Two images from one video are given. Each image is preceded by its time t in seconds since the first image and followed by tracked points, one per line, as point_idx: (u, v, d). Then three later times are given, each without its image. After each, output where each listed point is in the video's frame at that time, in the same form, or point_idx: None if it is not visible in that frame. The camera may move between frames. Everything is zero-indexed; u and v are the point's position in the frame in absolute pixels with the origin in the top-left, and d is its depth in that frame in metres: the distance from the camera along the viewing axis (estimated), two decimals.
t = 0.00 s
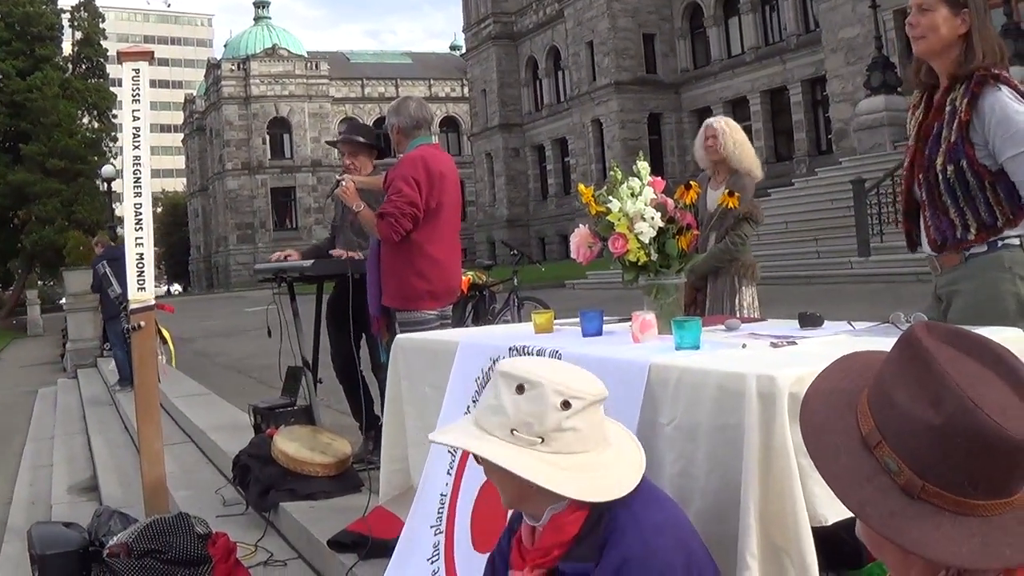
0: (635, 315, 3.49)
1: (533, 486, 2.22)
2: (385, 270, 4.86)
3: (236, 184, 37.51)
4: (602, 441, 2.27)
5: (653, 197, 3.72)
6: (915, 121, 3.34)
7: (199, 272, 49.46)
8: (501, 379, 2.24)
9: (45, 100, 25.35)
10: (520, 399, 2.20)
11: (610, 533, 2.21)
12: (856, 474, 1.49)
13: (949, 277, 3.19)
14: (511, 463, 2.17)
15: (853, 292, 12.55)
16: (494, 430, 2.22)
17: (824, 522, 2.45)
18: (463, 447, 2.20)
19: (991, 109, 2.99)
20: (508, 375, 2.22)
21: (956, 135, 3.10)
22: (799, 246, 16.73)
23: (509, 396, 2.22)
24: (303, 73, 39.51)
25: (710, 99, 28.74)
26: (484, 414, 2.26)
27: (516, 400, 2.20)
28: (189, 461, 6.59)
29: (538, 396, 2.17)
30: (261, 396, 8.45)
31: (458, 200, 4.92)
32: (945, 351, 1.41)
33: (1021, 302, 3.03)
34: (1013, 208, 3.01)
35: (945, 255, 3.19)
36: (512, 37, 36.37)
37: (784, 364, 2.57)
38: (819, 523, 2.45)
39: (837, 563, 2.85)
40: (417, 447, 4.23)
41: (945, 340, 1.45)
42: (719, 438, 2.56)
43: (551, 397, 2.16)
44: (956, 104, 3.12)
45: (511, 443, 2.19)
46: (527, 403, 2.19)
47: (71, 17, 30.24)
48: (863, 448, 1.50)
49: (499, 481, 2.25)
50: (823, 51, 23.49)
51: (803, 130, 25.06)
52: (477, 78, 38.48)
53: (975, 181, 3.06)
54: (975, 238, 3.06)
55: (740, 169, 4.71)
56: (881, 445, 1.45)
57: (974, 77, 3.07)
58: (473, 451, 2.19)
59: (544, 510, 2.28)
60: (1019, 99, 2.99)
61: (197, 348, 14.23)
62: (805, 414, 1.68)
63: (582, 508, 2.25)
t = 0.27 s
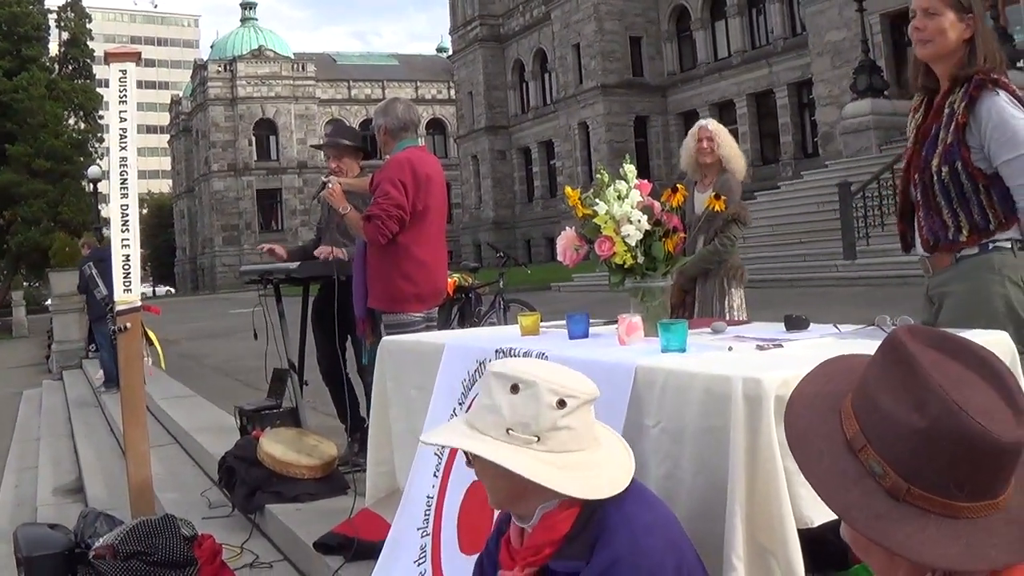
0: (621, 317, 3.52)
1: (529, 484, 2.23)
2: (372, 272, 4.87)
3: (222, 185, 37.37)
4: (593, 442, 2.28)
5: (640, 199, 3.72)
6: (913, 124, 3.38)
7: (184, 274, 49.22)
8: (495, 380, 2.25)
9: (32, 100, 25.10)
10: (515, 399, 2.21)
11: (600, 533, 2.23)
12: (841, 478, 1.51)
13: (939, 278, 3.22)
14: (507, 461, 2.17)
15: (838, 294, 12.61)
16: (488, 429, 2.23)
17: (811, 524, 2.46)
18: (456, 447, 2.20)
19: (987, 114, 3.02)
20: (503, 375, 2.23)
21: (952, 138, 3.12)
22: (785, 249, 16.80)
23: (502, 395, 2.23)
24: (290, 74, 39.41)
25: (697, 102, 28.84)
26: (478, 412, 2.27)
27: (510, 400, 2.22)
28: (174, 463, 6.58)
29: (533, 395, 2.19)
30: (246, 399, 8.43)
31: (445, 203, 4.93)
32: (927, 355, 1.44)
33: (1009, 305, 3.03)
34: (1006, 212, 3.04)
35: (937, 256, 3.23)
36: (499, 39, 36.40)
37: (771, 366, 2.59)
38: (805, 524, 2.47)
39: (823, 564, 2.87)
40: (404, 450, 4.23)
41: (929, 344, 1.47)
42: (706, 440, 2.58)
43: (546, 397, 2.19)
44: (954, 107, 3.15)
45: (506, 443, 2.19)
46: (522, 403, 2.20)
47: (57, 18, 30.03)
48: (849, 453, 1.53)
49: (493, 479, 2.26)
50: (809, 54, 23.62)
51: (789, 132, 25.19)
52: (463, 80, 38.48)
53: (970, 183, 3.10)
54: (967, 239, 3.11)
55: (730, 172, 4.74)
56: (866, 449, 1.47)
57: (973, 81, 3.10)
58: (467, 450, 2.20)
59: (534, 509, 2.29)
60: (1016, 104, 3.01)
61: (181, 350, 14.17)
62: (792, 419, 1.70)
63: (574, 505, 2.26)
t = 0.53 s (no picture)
0: (610, 322, 3.54)
1: (531, 485, 2.25)
2: (360, 276, 4.88)
3: (210, 189, 37.29)
4: (586, 447, 2.33)
5: (629, 204, 3.74)
6: (921, 128, 3.40)
7: (172, 278, 49.04)
8: (496, 379, 2.26)
9: (20, 104, 24.82)
10: (522, 397, 2.23)
11: (589, 535, 2.25)
12: (830, 485, 1.54)
13: (942, 280, 3.25)
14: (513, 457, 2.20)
15: (825, 299, 12.68)
16: (495, 428, 2.21)
17: (798, 528, 2.50)
18: (457, 444, 2.19)
19: (995, 118, 3.05)
20: (506, 376, 2.25)
21: (960, 142, 3.15)
22: (773, 253, 16.87)
23: (508, 393, 2.24)
24: (278, 78, 39.35)
25: (685, 107, 28.96)
26: (478, 413, 2.25)
27: (518, 398, 2.23)
28: (162, 467, 6.56)
29: (542, 393, 2.24)
30: (234, 403, 8.42)
31: (433, 209, 4.95)
32: (913, 361, 1.46)
33: (1010, 308, 3.08)
34: (1010, 216, 3.07)
35: (940, 257, 3.25)
36: (487, 44, 36.45)
37: (758, 372, 2.62)
38: (794, 528, 2.50)
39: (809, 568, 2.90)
40: (392, 454, 4.24)
41: (911, 348, 1.50)
42: (694, 445, 2.61)
43: (554, 396, 2.26)
44: (962, 111, 3.18)
45: (514, 440, 2.20)
46: (531, 402, 2.23)
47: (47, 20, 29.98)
48: (836, 459, 1.56)
49: (493, 479, 2.26)
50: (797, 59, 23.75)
51: (777, 138, 25.33)
52: (452, 85, 38.55)
53: (975, 185, 3.12)
54: (971, 241, 3.13)
55: (718, 177, 4.77)
56: (852, 456, 1.50)
57: (982, 86, 3.13)
58: (476, 446, 2.18)
59: (524, 513, 2.31)
60: None
61: (168, 354, 14.13)
62: (778, 428, 1.73)
63: (567, 504, 2.30)
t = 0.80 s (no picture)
0: (599, 327, 3.56)
1: (526, 491, 2.27)
2: (350, 280, 4.88)
3: (199, 194, 37.24)
4: (577, 453, 2.34)
5: (618, 210, 3.76)
6: (931, 133, 3.47)
7: (161, 283, 48.91)
8: (488, 383, 2.27)
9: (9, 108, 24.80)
10: (519, 402, 2.24)
11: (580, 541, 2.26)
12: (820, 495, 1.55)
13: (960, 282, 3.33)
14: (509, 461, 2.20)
15: (814, 304, 12.73)
16: (494, 434, 2.22)
17: (787, 532, 2.51)
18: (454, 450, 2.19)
19: (1002, 122, 3.13)
20: (502, 381, 2.25)
21: (970, 146, 3.23)
22: (762, 258, 16.94)
23: (504, 399, 2.24)
24: (267, 82, 39.31)
25: (675, 111, 29.06)
26: (474, 418, 2.25)
27: (515, 403, 2.24)
28: (152, 472, 6.55)
29: (538, 397, 2.25)
30: (223, 408, 8.41)
31: (423, 213, 4.96)
32: (898, 367, 1.49)
33: None
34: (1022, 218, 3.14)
35: (957, 260, 3.32)
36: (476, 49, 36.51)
37: (745, 376, 2.64)
38: (783, 532, 2.52)
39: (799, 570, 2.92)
40: (382, 459, 4.25)
41: (893, 355, 1.53)
42: (684, 450, 2.63)
43: (548, 401, 2.27)
44: (970, 116, 3.25)
45: (511, 446, 2.21)
46: (527, 408, 2.24)
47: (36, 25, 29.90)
48: (824, 471, 1.57)
49: (488, 485, 2.27)
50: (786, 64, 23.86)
51: (766, 142, 25.46)
52: (441, 89, 38.56)
53: (987, 189, 3.19)
54: (986, 243, 3.20)
55: (705, 181, 4.79)
56: (844, 467, 1.52)
57: (988, 90, 3.20)
58: (475, 451, 2.19)
59: (516, 519, 2.32)
60: None
61: (157, 359, 14.11)
62: (761, 444, 1.74)
63: (558, 511, 2.31)
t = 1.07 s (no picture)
0: (590, 330, 3.56)
1: (514, 497, 2.27)
2: (342, 283, 4.89)
3: (190, 198, 37.20)
4: (566, 459, 2.36)
5: (609, 213, 3.77)
6: (942, 139, 3.49)
7: (152, 287, 48.80)
8: (479, 389, 2.28)
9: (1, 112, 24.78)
10: (508, 408, 2.26)
11: (569, 547, 2.27)
12: (823, 510, 1.57)
13: (981, 284, 3.32)
14: (498, 466, 2.20)
15: (805, 307, 12.77)
16: (482, 439, 2.22)
17: (777, 534, 2.53)
18: (444, 456, 2.20)
19: (1015, 124, 3.11)
20: (492, 387, 2.27)
21: (986, 151, 3.22)
22: (754, 260, 16.98)
23: (495, 405, 2.25)
24: (259, 86, 39.26)
25: (666, 114, 29.12)
26: (462, 423, 2.26)
27: (505, 409, 2.25)
28: (144, 475, 6.54)
29: (526, 404, 2.27)
30: (215, 412, 8.40)
31: (414, 217, 4.96)
32: (895, 376, 1.52)
33: None
34: None
35: (979, 263, 3.32)
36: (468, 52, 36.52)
37: (737, 379, 2.65)
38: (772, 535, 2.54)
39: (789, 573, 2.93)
40: (373, 463, 4.26)
41: (881, 363, 1.57)
42: (675, 453, 2.64)
43: (536, 407, 2.28)
44: (983, 121, 3.23)
45: (501, 452, 2.22)
46: (516, 413, 2.25)
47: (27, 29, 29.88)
48: (822, 484, 1.59)
49: (477, 492, 2.27)
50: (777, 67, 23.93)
51: (758, 145, 25.53)
52: (433, 93, 38.57)
53: (1005, 192, 3.20)
54: (1007, 245, 3.21)
55: (695, 183, 4.82)
56: (845, 481, 1.54)
57: (1000, 94, 3.18)
58: (463, 457, 2.19)
59: (504, 524, 2.33)
60: None
61: (148, 363, 14.08)
62: (753, 460, 1.75)
63: (547, 515, 2.33)
